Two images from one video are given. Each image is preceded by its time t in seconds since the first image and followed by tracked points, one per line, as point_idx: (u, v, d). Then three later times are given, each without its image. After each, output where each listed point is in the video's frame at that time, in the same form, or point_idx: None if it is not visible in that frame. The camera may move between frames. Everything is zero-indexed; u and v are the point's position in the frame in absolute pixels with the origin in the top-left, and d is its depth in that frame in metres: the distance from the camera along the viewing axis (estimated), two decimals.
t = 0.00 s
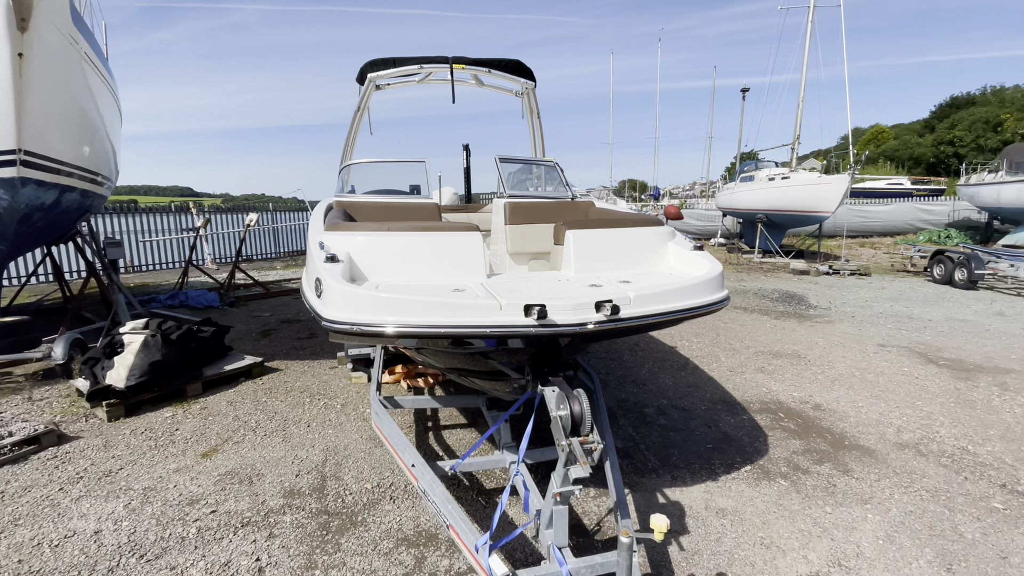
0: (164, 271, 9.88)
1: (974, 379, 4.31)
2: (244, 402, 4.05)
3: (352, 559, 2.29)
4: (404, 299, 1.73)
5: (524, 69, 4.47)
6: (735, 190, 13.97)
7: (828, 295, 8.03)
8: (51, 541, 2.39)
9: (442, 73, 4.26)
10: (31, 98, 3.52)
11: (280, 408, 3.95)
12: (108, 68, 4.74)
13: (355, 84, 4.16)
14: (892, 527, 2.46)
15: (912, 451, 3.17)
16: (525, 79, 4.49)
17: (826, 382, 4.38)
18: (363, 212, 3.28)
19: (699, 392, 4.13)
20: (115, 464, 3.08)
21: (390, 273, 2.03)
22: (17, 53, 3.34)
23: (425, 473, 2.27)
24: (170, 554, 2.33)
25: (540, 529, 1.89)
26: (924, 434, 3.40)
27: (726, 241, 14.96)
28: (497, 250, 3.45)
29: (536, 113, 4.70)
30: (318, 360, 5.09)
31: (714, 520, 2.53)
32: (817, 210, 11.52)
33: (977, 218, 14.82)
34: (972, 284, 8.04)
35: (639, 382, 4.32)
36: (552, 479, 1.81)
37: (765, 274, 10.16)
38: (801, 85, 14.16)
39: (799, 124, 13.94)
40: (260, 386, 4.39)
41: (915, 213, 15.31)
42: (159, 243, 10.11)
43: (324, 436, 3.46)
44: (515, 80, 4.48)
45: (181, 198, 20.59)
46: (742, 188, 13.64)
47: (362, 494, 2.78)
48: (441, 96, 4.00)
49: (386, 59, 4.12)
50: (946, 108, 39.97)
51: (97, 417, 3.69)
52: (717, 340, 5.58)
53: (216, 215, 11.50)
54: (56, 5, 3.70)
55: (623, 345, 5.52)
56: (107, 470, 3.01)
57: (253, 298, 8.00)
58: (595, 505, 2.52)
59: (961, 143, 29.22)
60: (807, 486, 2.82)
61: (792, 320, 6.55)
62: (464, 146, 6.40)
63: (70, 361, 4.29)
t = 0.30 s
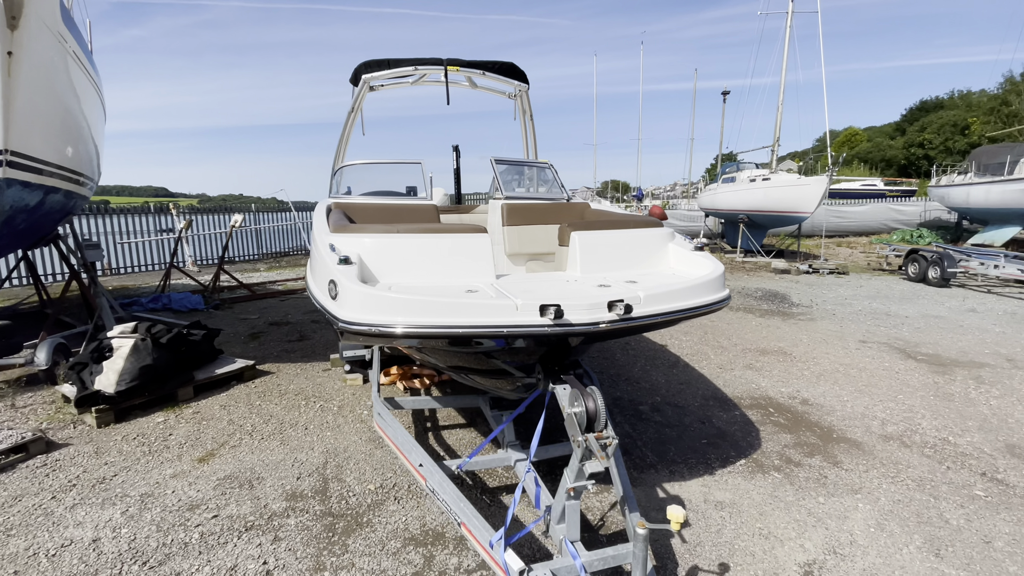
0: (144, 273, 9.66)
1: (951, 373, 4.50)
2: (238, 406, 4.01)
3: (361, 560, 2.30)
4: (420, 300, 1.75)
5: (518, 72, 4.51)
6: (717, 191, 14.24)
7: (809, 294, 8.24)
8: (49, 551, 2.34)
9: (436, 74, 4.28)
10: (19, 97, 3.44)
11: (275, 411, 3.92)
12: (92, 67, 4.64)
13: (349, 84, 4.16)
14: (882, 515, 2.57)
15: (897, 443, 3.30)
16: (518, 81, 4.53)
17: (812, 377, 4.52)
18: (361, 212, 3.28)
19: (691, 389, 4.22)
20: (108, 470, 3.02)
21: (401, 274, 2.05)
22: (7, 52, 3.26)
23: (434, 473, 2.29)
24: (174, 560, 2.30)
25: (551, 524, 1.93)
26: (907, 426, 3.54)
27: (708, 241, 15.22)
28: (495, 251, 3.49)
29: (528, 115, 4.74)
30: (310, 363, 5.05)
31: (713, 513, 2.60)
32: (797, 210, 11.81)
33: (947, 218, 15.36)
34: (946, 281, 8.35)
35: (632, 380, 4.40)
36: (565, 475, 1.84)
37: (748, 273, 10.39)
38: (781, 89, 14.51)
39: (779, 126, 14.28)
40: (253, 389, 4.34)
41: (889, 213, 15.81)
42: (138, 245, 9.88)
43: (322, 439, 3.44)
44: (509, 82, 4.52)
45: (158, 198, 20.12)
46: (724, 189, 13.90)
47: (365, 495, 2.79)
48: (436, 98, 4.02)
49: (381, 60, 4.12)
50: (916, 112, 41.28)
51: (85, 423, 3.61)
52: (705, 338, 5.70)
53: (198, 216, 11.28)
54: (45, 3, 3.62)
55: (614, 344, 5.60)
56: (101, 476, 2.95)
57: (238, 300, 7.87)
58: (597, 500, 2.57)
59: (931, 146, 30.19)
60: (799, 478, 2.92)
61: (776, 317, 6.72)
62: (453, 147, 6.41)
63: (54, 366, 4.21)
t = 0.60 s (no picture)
0: (122, 277, 9.39)
1: (932, 369, 4.66)
2: (231, 412, 3.93)
3: (371, 564, 2.28)
4: (440, 302, 1.75)
5: (513, 74, 4.53)
6: (700, 193, 14.46)
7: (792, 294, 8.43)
8: (43, 564, 2.26)
9: (432, 76, 4.28)
10: (4, 93, 3.35)
11: (270, 416, 3.85)
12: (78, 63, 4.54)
13: (344, 85, 4.13)
14: (878, 508, 2.64)
15: (887, 438, 3.40)
16: (514, 84, 4.54)
17: (801, 375, 4.63)
18: (360, 213, 3.26)
19: (686, 388, 4.28)
20: (100, 479, 2.93)
21: (415, 276, 2.04)
22: None
23: (443, 475, 2.30)
24: (177, 570, 2.25)
25: (566, 523, 1.95)
26: (895, 421, 3.65)
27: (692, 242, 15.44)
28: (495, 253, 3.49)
29: (523, 117, 4.76)
30: (303, 367, 4.98)
31: (716, 509, 2.65)
32: (778, 212, 12.05)
33: (920, 220, 15.86)
34: (921, 280, 8.63)
35: (628, 380, 4.45)
36: (581, 475, 1.85)
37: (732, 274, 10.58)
38: (761, 93, 14.83)
39: (759, 130, 14.59)
40: (245, 394, 4.26)
41: (864, 215, 16.30)
42: (116, 247, 9.61)
43: (321, 444, 3.40)
44: (504, 84, 4.53)
45: (133, 199, 19.56)
46: (707, 191, 14.12)
47: (369, 499, 2.77)
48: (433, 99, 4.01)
49: (377, 61, 4.11)
50: (887, 117, 42.55)
51: (72, 431, 3.50)
52: (696, 338, 5.79)
53: (179, 218, 11.03)
54: None
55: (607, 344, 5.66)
56: (93, 485, 2.86)
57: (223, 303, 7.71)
58: (604, 500, 2.59)
59: (902, 149, 31.16)
60: (797, 473, 2.99)
61: (763, 317, 6.85)
62: (444, 149, 6.39)
63: (34, 373, 4.04)
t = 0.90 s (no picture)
0: (99, 281, 9.09)
1: (920, 369, 4.78)
2: (225, 420, 3.81)
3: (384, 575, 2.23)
4: (466, 306, 1.72)
5: (511, 77, 4.52)
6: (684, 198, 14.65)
7: (778, 295, 8.59)
8: None
9: (430, 78, 4.24)
10: None
11: (265, 424, 3.75)
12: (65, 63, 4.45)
13: (340, 85, 4.08)
14: (882, 506, 2.69)
15: (883, 436, 3.47)
16: (511, 86, 4.52)
17: (795, 375, 4.71)
18: (361, 215, 3.20)
19: (685, 390, 4.31)
20: (91, 492, 2.81)
21: (435, 279, 2.00)
22: None
23: (458, 482, 2.27)
24: None
25: (588, 527, 1.94)
26: (889, 419, 3.73)
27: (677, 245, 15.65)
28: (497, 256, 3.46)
29: (520, 120, 4.75)
30: (295, 373, 4.87)
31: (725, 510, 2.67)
32: (760, 216, 12.19)
33: (894, 223, 16.35)
34: (901, 282, 8.89)
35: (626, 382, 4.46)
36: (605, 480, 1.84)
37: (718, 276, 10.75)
38: (743, 100, 15.15)
39: (742, 135, 14.90)
40: (238, 402, 4.14)
41: (841, 218, 16.76)
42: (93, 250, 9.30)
43: (322, 452, 3.32)
44: (502, 87, 4.52)
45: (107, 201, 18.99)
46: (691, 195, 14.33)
47: (376, 508, 2.71)
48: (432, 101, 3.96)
49: (374, 62, 4.07)
50: (860, 124, 43.86)
51: (57, 442, 3.35)
52: (689, 339, 5.84)
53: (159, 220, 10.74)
54: None
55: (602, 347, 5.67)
56: (85, 499, 2.74)
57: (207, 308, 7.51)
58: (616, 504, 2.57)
59: (875, 155, 32.13)
60: (800, 473, 3.02)
61: (752, 319, 6.96)
62: (435, 150, 6.33)
63: (15, 382, 3.87)
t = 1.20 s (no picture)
0: (74, 286, 8.78)
1: (904, 370, 4.92)
2: (217, 428, 3.71)
3: None
4: (486, 310, 1.71)
5: (506, 82, 4.52)
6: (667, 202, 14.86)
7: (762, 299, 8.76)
8: None
9: (426, 81, 4.22)
10: None
11: (259, 433, 3.66)
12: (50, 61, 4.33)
13: (336, 87, 4.03)
14: (881, 504, 2.76)
15: (875, 435, 3.56)
16: (507, 91, 4.53)
17: (785, 377, 4.80)
18: (362, 219, 3.16)
19: (680, 393, 4.36)
20: (82, 505, 2.70)
21: (449, 283, 1.98)
22: None
23: (470, 488, 2.25)
24: None
25: (605, 531, 1.94)
26: (879, 419, 3.83)
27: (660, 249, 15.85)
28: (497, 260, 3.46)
29: (515, 125, 4.75)
30: (286, 380, 4.77)
31: (731, 511, 2.70)
32: (742, 221, 12.43)
33: (869, 228, 16.86)
34: (878, 285, 9.15)
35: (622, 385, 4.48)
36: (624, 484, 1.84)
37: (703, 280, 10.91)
38: (724, 107, 15.46)
39: (723, 142, 15.21)
40: (229, 410, 4.03)
41: (817, 223, 17.23)
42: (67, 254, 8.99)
43: (320, 460, 3.26)
44: (498, 92, 4.52)
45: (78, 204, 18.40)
46: (675, 200, 14.54)
47: (381, 516, 2.66)
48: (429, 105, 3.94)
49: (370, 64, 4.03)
50: (832, 131, 45.20)
51: (41, 455, 3.22)
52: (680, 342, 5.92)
53: (136, 223, 10.45)
54: None
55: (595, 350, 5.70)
56: (75, 513, 2.64)
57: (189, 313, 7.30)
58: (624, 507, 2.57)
59: (848, 162, 33.13)
60: (799, 473, 3.08)
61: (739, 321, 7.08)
62: (426, 155, 6.30)
63: None
